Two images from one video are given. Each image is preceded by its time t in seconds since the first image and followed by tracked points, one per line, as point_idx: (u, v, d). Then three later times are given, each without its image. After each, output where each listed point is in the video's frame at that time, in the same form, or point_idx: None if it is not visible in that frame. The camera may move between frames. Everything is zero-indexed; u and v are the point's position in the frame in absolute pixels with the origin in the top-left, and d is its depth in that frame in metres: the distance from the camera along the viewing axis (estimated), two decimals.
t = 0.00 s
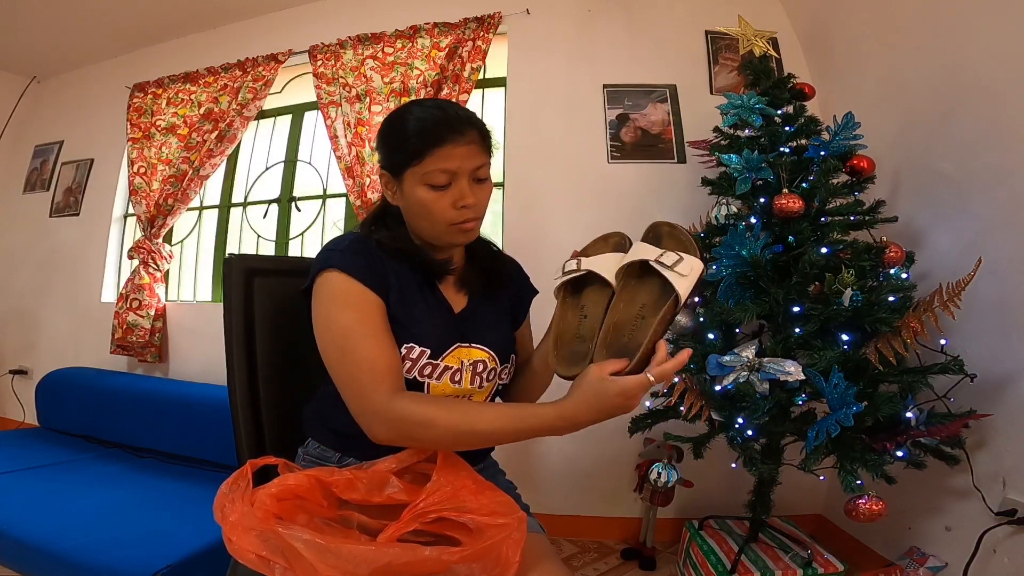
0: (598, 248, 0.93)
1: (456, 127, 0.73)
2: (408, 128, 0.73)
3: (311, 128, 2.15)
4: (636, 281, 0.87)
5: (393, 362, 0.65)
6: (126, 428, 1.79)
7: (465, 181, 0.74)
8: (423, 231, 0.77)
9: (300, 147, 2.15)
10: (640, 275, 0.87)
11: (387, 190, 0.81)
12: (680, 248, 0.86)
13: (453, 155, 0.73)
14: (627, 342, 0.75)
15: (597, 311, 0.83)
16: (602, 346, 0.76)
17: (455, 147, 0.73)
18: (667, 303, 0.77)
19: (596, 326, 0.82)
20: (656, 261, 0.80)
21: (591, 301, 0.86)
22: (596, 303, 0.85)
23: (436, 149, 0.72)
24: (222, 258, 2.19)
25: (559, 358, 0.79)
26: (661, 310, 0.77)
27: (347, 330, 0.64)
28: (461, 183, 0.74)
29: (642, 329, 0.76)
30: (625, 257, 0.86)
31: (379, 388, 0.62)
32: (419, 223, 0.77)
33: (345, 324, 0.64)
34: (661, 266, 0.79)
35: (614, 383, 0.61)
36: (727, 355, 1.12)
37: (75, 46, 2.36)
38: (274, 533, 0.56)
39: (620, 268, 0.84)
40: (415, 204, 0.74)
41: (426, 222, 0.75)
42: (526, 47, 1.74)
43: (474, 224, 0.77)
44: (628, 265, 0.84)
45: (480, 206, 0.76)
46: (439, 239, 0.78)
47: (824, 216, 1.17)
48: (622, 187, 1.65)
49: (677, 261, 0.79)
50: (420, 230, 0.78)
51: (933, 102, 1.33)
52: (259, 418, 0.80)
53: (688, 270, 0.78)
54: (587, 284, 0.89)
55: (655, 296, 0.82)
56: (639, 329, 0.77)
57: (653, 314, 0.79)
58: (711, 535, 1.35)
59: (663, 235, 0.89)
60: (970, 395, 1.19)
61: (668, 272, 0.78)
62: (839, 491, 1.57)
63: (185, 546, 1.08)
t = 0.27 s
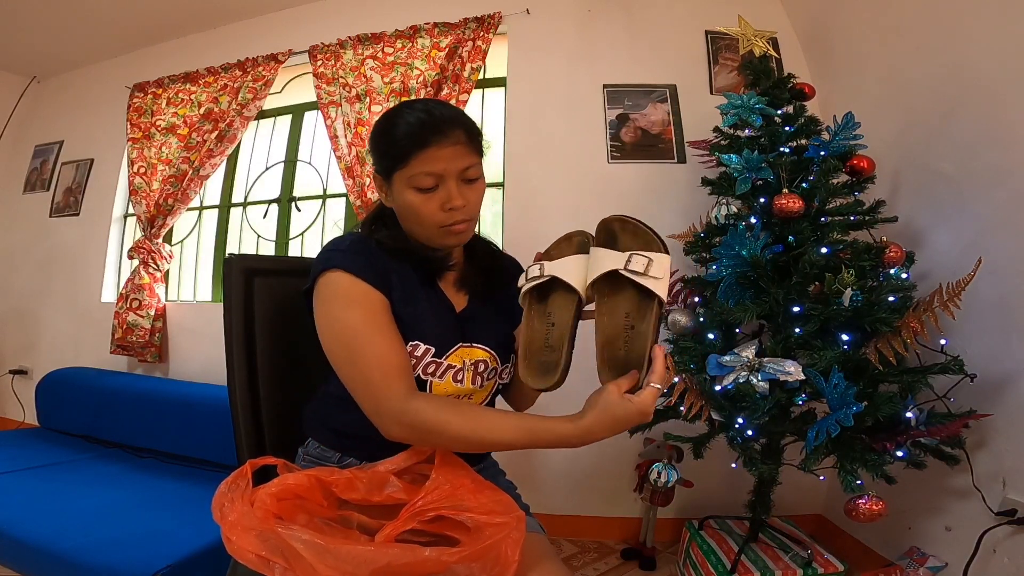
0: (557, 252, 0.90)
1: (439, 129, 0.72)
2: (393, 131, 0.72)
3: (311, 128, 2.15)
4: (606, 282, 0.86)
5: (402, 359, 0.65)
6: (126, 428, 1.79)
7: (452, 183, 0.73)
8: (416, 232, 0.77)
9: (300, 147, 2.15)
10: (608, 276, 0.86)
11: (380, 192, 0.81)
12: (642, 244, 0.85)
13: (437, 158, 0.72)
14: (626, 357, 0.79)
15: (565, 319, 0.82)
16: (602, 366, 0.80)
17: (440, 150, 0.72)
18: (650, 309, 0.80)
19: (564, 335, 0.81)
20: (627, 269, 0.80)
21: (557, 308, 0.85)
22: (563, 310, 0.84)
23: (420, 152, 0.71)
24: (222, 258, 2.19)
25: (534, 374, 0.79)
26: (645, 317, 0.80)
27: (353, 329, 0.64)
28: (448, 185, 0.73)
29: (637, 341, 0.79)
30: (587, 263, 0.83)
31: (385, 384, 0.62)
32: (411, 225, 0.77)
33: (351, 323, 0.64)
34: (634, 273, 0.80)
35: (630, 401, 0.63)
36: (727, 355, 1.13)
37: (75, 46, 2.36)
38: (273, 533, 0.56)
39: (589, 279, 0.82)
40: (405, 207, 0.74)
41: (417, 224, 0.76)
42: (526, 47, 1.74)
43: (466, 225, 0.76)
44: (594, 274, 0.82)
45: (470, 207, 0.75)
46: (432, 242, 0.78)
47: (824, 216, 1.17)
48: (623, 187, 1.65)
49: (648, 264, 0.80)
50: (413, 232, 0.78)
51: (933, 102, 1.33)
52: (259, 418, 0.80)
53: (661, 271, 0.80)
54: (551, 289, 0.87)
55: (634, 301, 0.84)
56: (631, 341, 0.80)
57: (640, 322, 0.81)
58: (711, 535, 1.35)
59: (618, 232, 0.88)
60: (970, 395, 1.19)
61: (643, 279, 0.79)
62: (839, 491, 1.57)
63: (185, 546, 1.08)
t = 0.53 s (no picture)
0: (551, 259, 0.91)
1: (430, 129, 0.71)
2: (386, 134, 0.72)
3: (311, 128, 2.15)
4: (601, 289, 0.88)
5: (397, 360, 0.65)
6: (126, 428, 1.79)
7: (445, 183, 0.73)
8: (411, 233, 0.77)
9: (300, 147, 2.15)
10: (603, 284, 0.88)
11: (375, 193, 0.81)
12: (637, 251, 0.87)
13: (429, 159, 0.71)
14: (622, 362, 0.80)
15: (563, 327, 0.84)
16: (597, 373, 0.80)
17: (431, 150, 0.71)
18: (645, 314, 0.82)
19: (563, 343, 0.82)
20: (623, 276, 0.82)
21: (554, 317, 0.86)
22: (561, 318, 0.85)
23: (411, 154, 0.71)
24: (222, 258, 2.19)
25: (534, 382, 0.79)
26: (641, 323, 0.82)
27: (348, 330, 0.64)
28: (441, 186, 0.73)
29: (633, 347, 0.81)
30: (584, 271, 0.85)
31: (379, 386, 0.63)
32: (405, 226, 0.77)
33: (348, 324, 0.64)
34: (630, 279, 0.82)
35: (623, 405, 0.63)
36: (727, 355, 1.13)
37: (75, 46, 2.36)
38: (271, 533, 0.56)
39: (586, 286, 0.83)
40: (398, 208, 0.75)
41: (412, 225, 0.76)
42: (526, 46, 1.74)
43: (461, 224, 0.76)
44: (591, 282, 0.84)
45: (463, 207, 0.75)
46: (427, 242, 0.78)
47: (824, 216, 1.17)
48: (622, 186, 1.65)
49: (643, 270, 0.82)
50: (408, 233, 0.78)
51: (933, 102, 1.33)
52: (259, 418, 0.80)
53: (656, 277, 0.82)
54: (547, 296, 0.88)
55: (629, 307, 0.86)
56: (627, 346, 0.81)
57: (636, 328, 0.83)
58: (711, 535, 1.35)
59: (614, 240, 0.89)
60: (970, 395, 1.19)
61: (639, 284, 0.81)
62: (839, 491, 1.57)
63: (185, 546, 1.08)
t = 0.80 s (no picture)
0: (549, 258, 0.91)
1: (426, 129, 0.71)
2: (383, 135, 0.72)
3: (311, 128, 2.15)
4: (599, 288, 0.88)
5: (395, 360, 0.65)
6: (126, 428, 1.79)
7: (442, 182, 0.73)
8: (409, 233, 0.77)
9: (300, 147, 2.15)
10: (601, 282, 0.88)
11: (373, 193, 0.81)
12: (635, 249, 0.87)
13: (426, 158, 0.71)
14: (619, 360, 0.80)
15: (560, 326, 0.84)
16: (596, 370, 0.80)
17: (428, 149, 0.71)
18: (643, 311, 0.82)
19: (561, 342, 0.83)
20: (621, 273, 0.82)
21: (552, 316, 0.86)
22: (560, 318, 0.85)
23: (408, 153, 0.71)
24: (222, 258, 2.19)
25: (532, 381, 0.78)
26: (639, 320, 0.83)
27: (346, 330, 0.64)
28: (438, 185, 0.73)
29: (631, 345, 0.81)
30: (581, 270, 0.85)
31: (377, 386, 0.63)
32: (403, 225, 0.77)
33: (345, 323, 0.64)
34: (628, 277, 0.82)
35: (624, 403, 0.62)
36: (727, 355, 1.13)
37: (76, 46, 2.36)
38: (270, 533, 0.56)
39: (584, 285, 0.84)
40: (396, 208, 0.75)
41: (409, 225, 0.76)
42: (526, 46, 1.74)
43: (459, 223, 0.76)
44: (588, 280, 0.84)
45: (461, 206, 0.75)
46: (425, 242, 0.78)
47: (824, 216, 1.17)
48: (622, 186, 1.65)
49: (641, 267, 0.82)
50: (406, 233, 0.78)
51: (933, 101, 1.33)
52: (260, 418, 0.80)
53: (653, 274, 0.82)
54: (545, 296, 0.88)
55: (627, 305, 0.86)
56: (625, 344, 0.81)
57: (634, 325, 0.84)
58: (711, 535, 1.35)
59: (611, 239, 0.89)
60: (970, 395, 1.19)
61: (636, 282, 0.81)
62: (839, 491, 1.57)
63: (185, 546, 1.08)
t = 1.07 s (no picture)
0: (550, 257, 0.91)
1: (426, 125, 0.72)
2: (382, 132, 0.73)
3: (311, 128, 2.15)
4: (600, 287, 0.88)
5: (394, 360, 0.65)
6: (126, 428, 1.79)
7: (442, 179, 0.73)
8: (408, 231, 0.77)
9: (300, 147, 2.15)
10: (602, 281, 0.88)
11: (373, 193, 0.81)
12: (637, 248, 0.88)
13: (425, 154, 0.72)
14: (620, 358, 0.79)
15: (561, 325, 0.84)
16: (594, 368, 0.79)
17: (428, 146, 0.72)
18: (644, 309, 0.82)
19: (561, 341, 0.82)
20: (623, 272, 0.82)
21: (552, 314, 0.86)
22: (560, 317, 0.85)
23: (408, 150, 0.71)
24: (222, 258, 2.19)
25: (532, 381, 0.77)
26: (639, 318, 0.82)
27: (345, 329, 0.64)
28: (437, 182, 0.73)
29: (631, 343, 0.80)
30: (583, 268, 0.85)
31: (375, 385, 0.63)
32: (403, 224, 0.77)
33: (344, 322, 0.64)
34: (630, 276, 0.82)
35: (622, 397, 0.61)
36: (727, 355, 1.13)
37: (76, 46, 2.36)
38: (270, 533, 0.56)
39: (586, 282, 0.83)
40: (396, 206, 0.74)
41: (409, 222, 0.75)
42: (526, 46, 1.74)
43: (458, 221, 0.76)
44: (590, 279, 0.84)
45: (461, 203, 0.75)
46: (425, 240, 0.77)
47: (824, 216, 1.17)
48: (622, 186, 1.65)
49: (643, 266, 0.82)
50: (406, 231, 0.78)
51: (933, 101, 1.33)
52: (260, 419, 0.80)
53: (656, 273, 0.82)
54: (546, 295, 0.88)
55: (628, 303, 0.86)
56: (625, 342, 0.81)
57: (634, 323, 0.83)
58: (711, 535, 1.35)
59: (613, 238, 0.90)
60: (970, 395, 1.19)
61: (638, 280, 0.81)
62: (839, 491, 1.57)
63: (185, 546, 1.08)
